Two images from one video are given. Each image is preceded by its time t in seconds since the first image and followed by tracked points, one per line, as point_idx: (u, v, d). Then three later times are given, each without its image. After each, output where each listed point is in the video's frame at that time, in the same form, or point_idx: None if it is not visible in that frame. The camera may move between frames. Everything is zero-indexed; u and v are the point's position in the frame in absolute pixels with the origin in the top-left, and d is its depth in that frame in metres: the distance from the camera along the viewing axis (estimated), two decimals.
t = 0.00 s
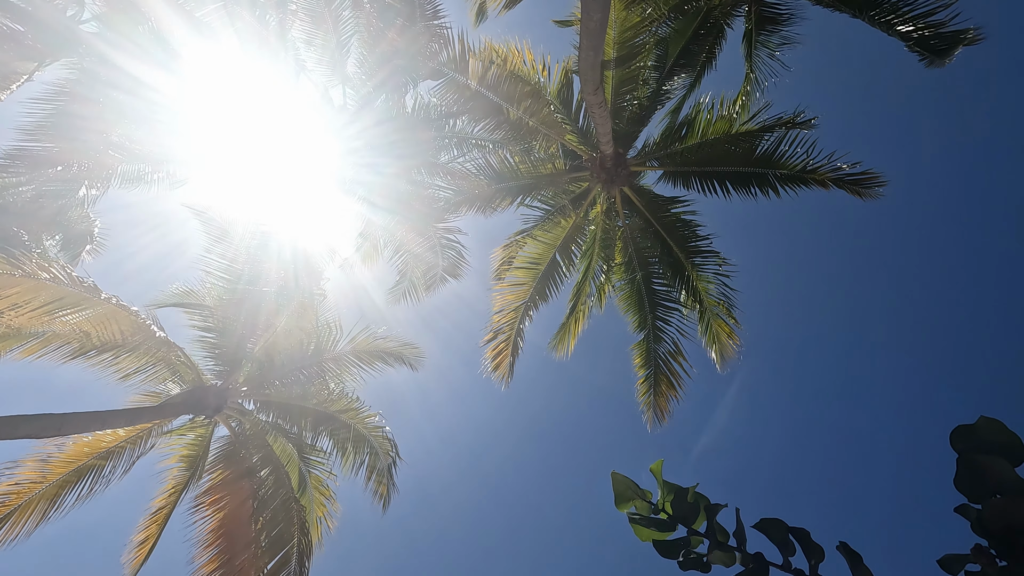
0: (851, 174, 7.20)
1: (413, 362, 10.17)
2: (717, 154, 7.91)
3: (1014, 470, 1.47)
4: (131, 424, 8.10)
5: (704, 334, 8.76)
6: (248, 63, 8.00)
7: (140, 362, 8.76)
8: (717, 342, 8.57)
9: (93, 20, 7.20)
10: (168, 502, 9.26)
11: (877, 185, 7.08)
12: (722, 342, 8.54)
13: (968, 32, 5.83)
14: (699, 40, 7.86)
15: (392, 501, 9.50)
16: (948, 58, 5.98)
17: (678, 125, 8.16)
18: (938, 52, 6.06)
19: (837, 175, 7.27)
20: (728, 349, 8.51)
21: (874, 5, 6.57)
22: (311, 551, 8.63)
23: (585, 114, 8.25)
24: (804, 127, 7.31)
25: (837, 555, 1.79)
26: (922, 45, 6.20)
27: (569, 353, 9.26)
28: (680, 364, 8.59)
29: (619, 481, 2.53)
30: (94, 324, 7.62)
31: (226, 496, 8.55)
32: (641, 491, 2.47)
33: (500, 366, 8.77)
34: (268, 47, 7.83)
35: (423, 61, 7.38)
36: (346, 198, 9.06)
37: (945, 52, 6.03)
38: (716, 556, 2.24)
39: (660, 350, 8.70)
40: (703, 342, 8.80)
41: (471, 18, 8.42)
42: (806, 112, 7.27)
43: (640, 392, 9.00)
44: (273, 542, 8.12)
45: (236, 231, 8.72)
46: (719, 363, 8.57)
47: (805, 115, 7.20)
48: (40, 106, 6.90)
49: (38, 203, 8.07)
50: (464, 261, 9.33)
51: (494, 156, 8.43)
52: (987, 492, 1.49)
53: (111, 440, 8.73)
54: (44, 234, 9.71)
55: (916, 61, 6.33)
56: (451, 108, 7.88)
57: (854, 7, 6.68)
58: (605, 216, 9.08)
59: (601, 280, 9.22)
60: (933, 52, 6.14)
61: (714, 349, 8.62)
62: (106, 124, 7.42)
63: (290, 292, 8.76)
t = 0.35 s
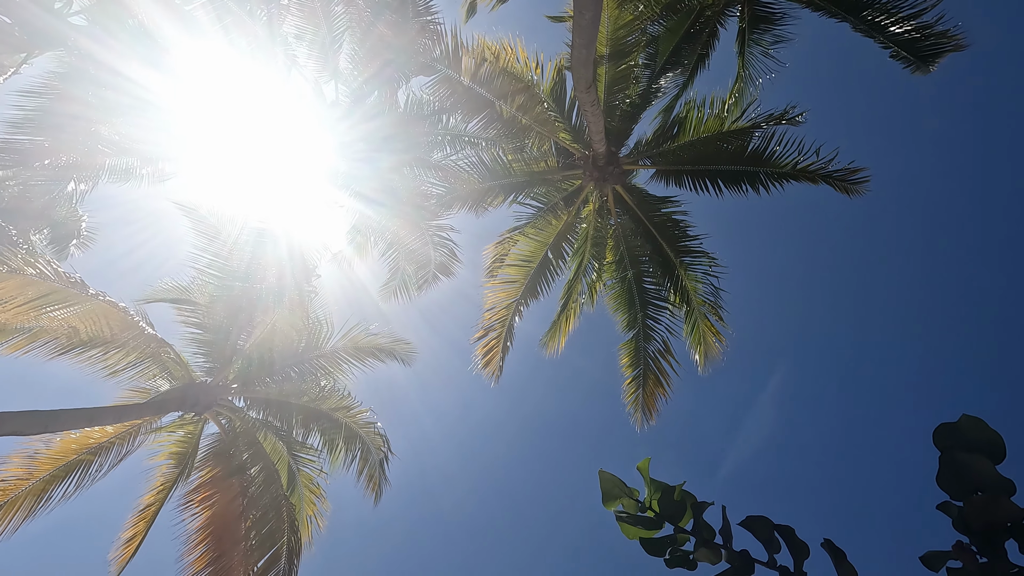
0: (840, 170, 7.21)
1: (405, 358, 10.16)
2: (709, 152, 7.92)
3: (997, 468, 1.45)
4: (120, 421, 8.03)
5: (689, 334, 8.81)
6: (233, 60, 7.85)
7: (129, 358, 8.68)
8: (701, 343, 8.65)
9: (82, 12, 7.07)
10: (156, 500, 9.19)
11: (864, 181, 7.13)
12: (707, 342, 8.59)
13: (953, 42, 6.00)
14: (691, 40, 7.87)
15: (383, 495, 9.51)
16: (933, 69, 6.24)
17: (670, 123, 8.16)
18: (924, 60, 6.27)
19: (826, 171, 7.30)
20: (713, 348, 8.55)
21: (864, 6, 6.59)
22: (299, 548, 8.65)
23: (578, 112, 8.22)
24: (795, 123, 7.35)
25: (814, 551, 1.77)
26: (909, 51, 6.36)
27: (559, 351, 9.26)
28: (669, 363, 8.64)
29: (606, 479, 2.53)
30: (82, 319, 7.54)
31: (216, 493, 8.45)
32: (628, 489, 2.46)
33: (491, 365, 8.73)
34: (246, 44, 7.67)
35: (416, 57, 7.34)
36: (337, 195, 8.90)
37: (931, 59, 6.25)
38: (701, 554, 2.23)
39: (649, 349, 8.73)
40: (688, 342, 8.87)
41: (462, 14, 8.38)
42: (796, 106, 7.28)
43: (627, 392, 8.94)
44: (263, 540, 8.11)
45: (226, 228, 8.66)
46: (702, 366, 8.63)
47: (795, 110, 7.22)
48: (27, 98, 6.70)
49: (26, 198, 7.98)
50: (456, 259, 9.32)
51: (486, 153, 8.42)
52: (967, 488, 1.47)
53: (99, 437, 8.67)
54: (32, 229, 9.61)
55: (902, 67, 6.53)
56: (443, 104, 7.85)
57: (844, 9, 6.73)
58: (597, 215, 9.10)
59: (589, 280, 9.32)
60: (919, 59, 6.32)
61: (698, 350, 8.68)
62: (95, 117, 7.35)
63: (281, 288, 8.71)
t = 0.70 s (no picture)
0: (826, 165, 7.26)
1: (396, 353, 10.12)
2: (700, 150, 7.96)
3: (975, 466, 1.46)
4: (105, 417, 7.94)
5: (671, 336, 8.88)
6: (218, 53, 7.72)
7: (115, 354, 8.59)
8: (683, 344, 8.72)
9: (67, 3, 6.95)
10: (141, 497, 9.10)
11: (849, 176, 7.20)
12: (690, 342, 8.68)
13: (935, 46, 6.10)
14: (681, 39, 7.93)
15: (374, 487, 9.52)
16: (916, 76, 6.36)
17: (661, 122, 8.20)
18: (908, 63, 6.37)
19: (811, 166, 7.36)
20: (696, 348, 8.65)
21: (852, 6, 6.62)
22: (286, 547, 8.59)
23: (570, 109, 8.26)
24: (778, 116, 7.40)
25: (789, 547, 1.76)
26: (895, 54, 6.45)
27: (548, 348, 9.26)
28: (655, 361, 8.70)
29: (593, 477, 2.52)
30: (67, 315, 7.45)
31: (203, 490, 8.38)
32: (614, 486, 2.45)
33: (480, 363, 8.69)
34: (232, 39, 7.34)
35: (408, 52, 7.30)
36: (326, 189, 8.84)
37: (916, 61, 6.34)
38: (686, 550, 2.23)
39: (637, 347, 8.77)
40: (670, 343, 8.94)
41: (452, 9, 8.34)
42: (780, 100, 7.36)
43: (611, 391, 8.90)
44: (250, 537, 8.11)
45: (216, 222, 8.61)
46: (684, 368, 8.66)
47: (779, 104, 7.30)
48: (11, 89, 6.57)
49: (10, 191, 7.86)
50: (447, 256, 9.29)
51: (478, 150, 8.39)
52: (946, 485, 1.47)
53: (85, 433, 8.61)
54: (17, 222, 9.48)
55: (887, 71, 6.65)
56: (434, 100, 7.79)
57: (834, 11, 6.78)
58: (588, 213, 9.11)
59: (581, 278, 9.24)
60: (903, 62, 6.43)
61: (681, 351, 8.77)
62: (82, 109, 7.27)
63: (270, 284, 8.59)
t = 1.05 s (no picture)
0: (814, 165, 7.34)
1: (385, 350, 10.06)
2: (690, 151, 7.99)
3: (953, 468, 1.46)
4: (89, 413, 7.86)
5: (656, 338, 8.93)
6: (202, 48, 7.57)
7: (99, 349, 8.49)
8: (667, 346, 8.79)
9: None
10: (125, 493, 9.02)
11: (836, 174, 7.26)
12: (676, 344, 8.75)
13: (923, 55, 6.19)
14: (674, 40, 7.96)
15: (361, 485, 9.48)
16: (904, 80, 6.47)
17: (651, 122, 8.22)
18: (897, 70, 6.47)
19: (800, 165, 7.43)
20: (682, 349, 8.72)
21: (844, 14, 6.66)
22: (270, 545, 8.49)
23: (562, 109, 8.26)
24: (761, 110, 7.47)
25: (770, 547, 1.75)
26: (884, 61, 6.54)
27: (533, 347, 9.25)
28: (640, 362, 8.77)
29: (577, 477, 2.52)
30: (50, 309, 7.36)
31: (188, 487, 8.34)
32: (598, 486, 2.44)
33: (467, 359, 8.66)
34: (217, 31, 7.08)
35: (400, 49, 7.25)
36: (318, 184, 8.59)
37: (905, 68, 6.43)
38: (669, 550, 2.22)
39: (622, 348, 8.80)
40: (655, 345, 8.95)
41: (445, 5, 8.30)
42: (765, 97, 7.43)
43: (596, 391, 8.95)
44: (236, 535, 7.98)
45: (206, 217, 8.58)
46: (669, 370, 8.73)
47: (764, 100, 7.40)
48: None
49: None
50: (438, 254, 9.27)
51: (470, 148, 8.36)
52: (923, 487, 1.48)
53: (68, 429, 8.49)
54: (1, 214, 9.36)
55: (876, 78, 6.75)
56: (426, 97, 7.76)
57: (824, 16, 6.80)
58: (579, 213, 9.12)
59: (570, 275, 9.26)
60: (891, 70, 6.53)
61: (669, 354, 8.80)
62: (70, 100, 7.19)
63: (258, 280, 8.54)
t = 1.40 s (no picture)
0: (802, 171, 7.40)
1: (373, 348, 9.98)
2: (677, 154, 8.09)
3: (928, 470, 1.47)
4: (70, 407, 7.76)
5: (643, 339, 8.93)
6: (197, 42, 7.44)
7: (82, 343, 8.38)
8: (654, 347, 8.84)
9: None
10: (107, 489, 8.91)
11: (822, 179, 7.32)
12: (662, 347, 8.79)
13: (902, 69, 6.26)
14: (665, 42, 8.01)
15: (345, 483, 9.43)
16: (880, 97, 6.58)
17: (640, 120, 8.18)
18: (877, 83, 6.53)
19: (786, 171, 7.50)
20: (667, 352, 8.77)
21: (830, 23, 6.74)
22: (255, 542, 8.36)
23: (553, 109, 8.27)
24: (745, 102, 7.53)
25: (748, 546, 1.74)
26: (866, 72, 6.61)
27: (515, 343, 9.25)
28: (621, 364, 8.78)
29: (560, 475, 2.46)
30: (31, 302, 7.25)
31: (171, 483, 8.24)
32: (580, 485, 2.38)
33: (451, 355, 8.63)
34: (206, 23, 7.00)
35: (392, 46, 7.20)
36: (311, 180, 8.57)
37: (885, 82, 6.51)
38: (650, 551, 2.19)
39: (604, 349, 8.76)
40: (641, 345, 8.98)
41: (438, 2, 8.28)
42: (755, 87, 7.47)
43: (572, 392, 8.80)
44: (218, 531, 7.99)
45: (193, 211, 8.51)
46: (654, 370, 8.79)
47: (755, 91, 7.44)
48: None
49: None
50: (428, 252, 9.26)
51: (461, 146, 8.34)
52: (899, 488, 1.47)
53: (48, 423, 8.41)
54: None
55: (858, 88, 6.81)
56: (418, 94, 7.71)
57: (812, 25, 6.87)
58: (568, 212, 9.13)
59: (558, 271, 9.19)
60: (872, 81, 6.59)
61: (652, 354, 8.85)
62: (56, 90, 7.10)
63: (243, 275, 8.44)
